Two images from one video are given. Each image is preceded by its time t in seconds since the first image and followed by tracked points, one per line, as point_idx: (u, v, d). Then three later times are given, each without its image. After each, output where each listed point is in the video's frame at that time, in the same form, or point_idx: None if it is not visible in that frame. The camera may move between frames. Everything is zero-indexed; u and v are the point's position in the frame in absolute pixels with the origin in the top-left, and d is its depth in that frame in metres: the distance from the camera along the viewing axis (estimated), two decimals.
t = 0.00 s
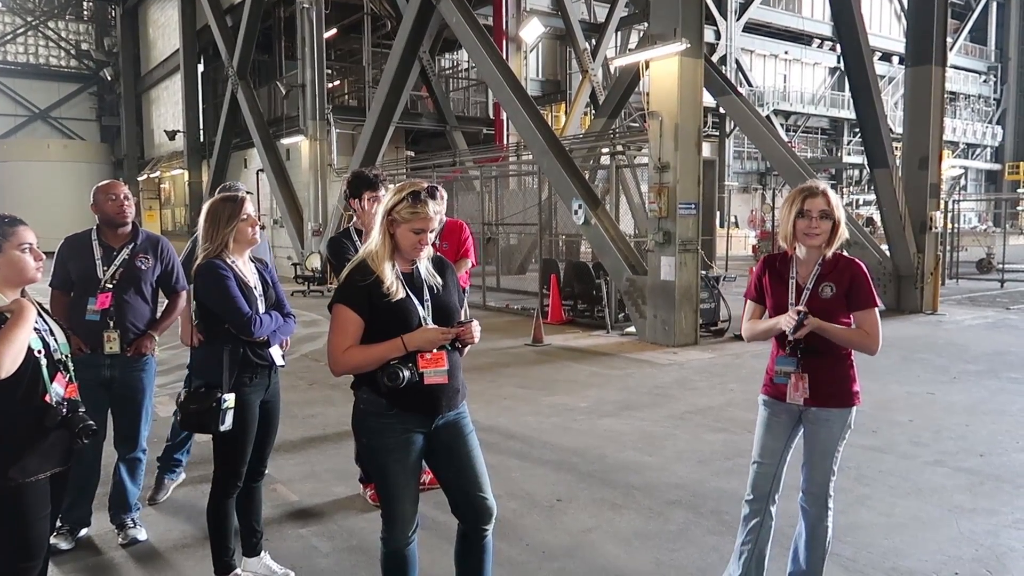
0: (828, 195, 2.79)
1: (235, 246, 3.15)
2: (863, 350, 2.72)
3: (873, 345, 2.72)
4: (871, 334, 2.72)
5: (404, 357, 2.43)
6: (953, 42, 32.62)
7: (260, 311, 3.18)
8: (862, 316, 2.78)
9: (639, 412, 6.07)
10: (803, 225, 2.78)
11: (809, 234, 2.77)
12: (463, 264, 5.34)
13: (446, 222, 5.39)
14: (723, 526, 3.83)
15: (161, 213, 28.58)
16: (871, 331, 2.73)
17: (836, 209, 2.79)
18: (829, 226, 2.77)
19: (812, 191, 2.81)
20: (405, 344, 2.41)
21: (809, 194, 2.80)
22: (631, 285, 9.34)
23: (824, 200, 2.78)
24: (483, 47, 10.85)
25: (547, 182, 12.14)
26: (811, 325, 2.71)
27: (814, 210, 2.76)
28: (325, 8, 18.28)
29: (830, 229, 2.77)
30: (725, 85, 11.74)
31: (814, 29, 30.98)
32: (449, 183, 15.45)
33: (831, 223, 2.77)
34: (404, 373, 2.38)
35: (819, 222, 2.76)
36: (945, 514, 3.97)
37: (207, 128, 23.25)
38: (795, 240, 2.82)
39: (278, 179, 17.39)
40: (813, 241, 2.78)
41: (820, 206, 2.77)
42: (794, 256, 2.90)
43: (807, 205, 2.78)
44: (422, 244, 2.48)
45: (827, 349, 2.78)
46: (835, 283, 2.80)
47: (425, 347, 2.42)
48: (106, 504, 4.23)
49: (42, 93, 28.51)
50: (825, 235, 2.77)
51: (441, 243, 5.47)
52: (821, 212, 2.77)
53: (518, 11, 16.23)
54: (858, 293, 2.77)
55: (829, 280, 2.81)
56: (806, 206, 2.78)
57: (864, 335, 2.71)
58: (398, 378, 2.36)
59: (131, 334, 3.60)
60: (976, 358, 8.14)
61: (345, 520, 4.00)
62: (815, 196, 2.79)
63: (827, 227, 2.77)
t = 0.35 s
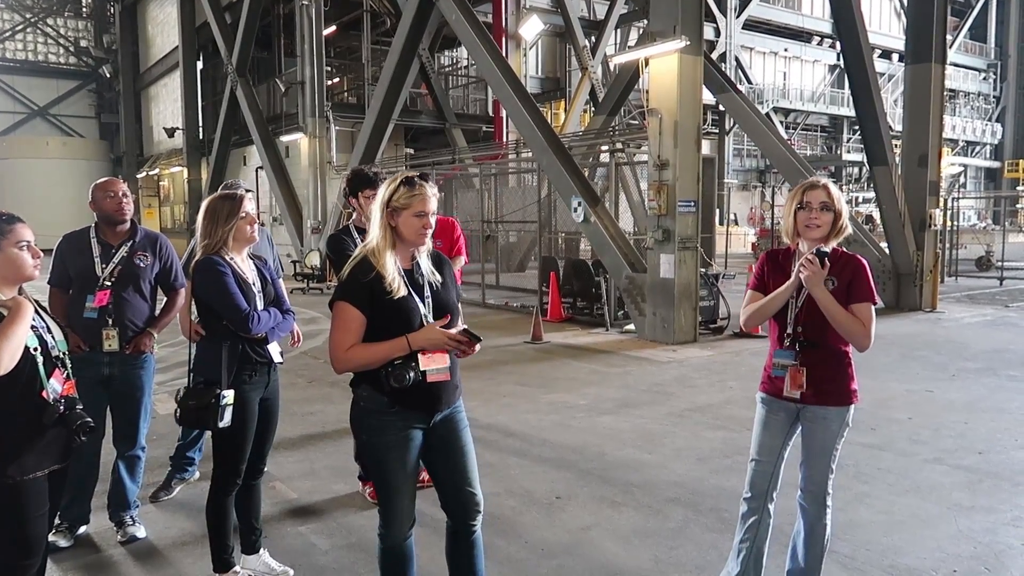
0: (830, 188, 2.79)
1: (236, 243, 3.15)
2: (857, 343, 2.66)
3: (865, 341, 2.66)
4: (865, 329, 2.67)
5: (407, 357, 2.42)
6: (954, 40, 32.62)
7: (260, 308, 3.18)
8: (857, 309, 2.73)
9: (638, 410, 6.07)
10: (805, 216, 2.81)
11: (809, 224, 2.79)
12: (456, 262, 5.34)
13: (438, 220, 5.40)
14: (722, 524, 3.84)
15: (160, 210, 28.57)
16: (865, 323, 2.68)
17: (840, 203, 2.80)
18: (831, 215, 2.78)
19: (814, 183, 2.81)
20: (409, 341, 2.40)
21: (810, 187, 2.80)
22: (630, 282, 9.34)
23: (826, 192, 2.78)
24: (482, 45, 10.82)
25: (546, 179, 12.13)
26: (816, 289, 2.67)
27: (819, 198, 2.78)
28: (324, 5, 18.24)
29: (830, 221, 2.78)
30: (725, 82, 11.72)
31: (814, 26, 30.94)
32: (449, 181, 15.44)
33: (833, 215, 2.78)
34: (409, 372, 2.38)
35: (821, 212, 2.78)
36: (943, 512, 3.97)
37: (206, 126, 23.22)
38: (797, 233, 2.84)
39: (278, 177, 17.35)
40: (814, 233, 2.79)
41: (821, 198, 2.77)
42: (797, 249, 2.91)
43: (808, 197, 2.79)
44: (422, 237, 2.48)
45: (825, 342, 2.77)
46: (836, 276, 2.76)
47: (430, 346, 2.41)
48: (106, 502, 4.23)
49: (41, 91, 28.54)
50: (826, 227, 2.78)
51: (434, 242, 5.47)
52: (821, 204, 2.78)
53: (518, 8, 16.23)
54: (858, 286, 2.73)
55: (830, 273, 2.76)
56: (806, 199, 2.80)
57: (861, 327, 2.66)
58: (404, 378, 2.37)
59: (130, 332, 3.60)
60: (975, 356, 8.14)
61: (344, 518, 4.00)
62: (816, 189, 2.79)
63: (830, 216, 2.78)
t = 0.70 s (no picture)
0: (827, 185, 2.80)
1: (231, 240, 3.15)
2: (849, 339, 2.67)
3: (858, 337, 2.68)
4: (859, 327, 2.67)
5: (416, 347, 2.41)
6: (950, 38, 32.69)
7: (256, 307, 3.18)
8: (852, 307, 2.73)
9: (634, 408, 6.09)
10: (801, 214, 2.82)
11: (806, 222, 2.79)
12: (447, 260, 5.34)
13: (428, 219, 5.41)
14: (718, 522, 3.85)
15: (156, 208, 28.51)
16: (859, 320, 2.69)
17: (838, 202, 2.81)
18: (828, 214, 2.79)
19: (811, 180, 2.82)
20: (421, 326, 2.37)
21: (806, 184, 2.81)
22: (627, 281, 9.35)
23: (821, 190, 2.79)
24: (479, 43, 10.80)
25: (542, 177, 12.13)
26: (813, 283, 2.66)
27: (815, 195, 2.78)
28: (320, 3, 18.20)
29: (826, 219, 2.79)
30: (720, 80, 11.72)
31: (810, 24, 30.96)
32: (445, 179, 15.42)
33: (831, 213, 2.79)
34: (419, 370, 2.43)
35: (817, 209, 2.78)
36: (937, 510, 3.98)
37: (201, 123, 23.17)
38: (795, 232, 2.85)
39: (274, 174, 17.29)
40: (810, 231, 2.79)
41: (817, 195, 2.78)
42: (793, 248, 2.91)
43: (803, 194, 2.80)
44: (420, 227, 2.50)
45: (821, 341, 2.78)
46: (832, 274, 2.77)
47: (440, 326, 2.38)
48: (101, 501, 4.22)
49: (36, 88, 28.43)
50: (821, 225, 2.79)
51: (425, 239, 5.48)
52: (817, 202, 2.79)
53: (514, 6, 16.24)
54: (852, 284, 2.74)
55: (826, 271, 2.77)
56: (803, 195, 2.80)
57: (854, 323, 2.67)
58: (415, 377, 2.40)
59: (125, 330, 3.59)
60: (970, 353, 8.16)
61: (340, 516, 4.00)
62: (812, 186, 2.80)
63: (827, 214, 2.79)
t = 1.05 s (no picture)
0: (816, 187, 2.79)
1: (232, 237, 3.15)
2: (849, 346, 2.69)
3: (858, 344, 2.68)
4: (858, 333, 2.69)
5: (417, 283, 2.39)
6: (946, 38, 32.84)
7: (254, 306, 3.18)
8: (849, 312, 2.73)
9: (631, 408, 6.09)
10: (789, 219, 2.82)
11: (792, 228, 2.80)
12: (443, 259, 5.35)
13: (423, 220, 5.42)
14: (714, 521, 3.85)
15: (152, 207, 28.47)
16: (857, 328, 2.69)
17: (830, 203, 2.78)
18: (816, 217, 2.77)
19: (800, 184, 2.82)
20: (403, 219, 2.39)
21: (795, 188, 2.81)
22: (623, 280, 9.35)
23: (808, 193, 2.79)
24: (476, 43, 10.78)
25: (539, 176, 12.11)
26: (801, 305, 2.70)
27: (799, 200, 2.78)
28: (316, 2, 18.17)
29: (815, 222, 2.77)
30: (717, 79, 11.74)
31: (807, 24, 31.02)
32: (442, 178, 15.43)
33: (822, 216, 2.77)
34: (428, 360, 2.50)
35: (804, 213, 2.77)
36: (933, 509, 4.00)
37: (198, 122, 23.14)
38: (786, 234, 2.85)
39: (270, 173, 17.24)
40: (799, 235, 2.79)
41: (800, 201, 2.78)
42: (789, 250, 2.92)
43: (790, 199, 2.80)
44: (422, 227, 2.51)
45: (817, 343, 2.78)
46: (829, 278, 2.77)
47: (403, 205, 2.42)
48: (97, 500, 4.21)
49: (32, 87, 28.32)
50: (811, 228, 2.78)
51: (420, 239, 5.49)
52: (802, 206, 2.78)
53: (511, 5, 16.23)
54: (849, 288, 2.74)
55: (822, 275, 2.77)
56: (789, 200, 2.81)
57: (852, 330, 2.69)
58: (424, 367, 2.48)
59: (121, 329, 3.58)
60: (965, 353, 8.19)
61: (336, 516, 4.00)
62: (799, 190, 2.80)
63: (814, 219, 2.77)
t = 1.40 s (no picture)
0: (816, 185, 2.82)
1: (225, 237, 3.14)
2: (823, 347, 2.69)
3: (834, 345, 2.68)
4: (833, 335, 2.67)
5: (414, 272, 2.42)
6: (943, 37, 32.91)
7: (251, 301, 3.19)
8: (834, 316, 2.70)
9: (629, 406, 6.10)
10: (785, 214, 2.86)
11: (787, 222, 2.83)
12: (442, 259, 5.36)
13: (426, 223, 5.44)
14: (712, 520, 3.86)
15: (150, 206, 28.46)
16: (835, 332, 2.67)
17: (831, 201, 2.80)
18: (813, 211, 2.79)
19: (802, 182, 2.87)
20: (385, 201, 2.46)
21: (796, 185, 2.87)
22: (621, 279, 9.35)
23: (805, 189, 2.83)
24: (474, 42, 10.77)
25: (536, 175, 12.11)
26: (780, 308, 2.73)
27: (797, 194, 2.84)
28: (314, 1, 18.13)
29: (811, 218, 2.79)
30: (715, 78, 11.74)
31: (805, 23, 31.04)
32: (440, 178, 15.42)
33: (820, 211, 2.79)
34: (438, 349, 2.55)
35: (801, 207, 2.80)
36: (930, 507, 4.00)
37: (195, 121, 23.12)
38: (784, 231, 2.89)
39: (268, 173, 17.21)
40: (792, 230, 2.81)
41: (797, 195, 2.83)
42: (792, 249, 2.96)
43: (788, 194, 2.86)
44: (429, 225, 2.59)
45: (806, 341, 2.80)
46: (819, 279, 2.76)
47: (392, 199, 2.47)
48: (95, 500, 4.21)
49: (29, 86, 28.22)
50: (806, 224, 2.79)
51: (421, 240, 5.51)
52: (799, 201, 2.81)
53: (509, 5, 16.21)
54: (837, 288, 2.71)
55: (813, 276, 2.78)
56: (788, 195, 2.87)
57: (826, 334, 2.68)
58: (433, 356, 2.53)
59: (118, 329, 3.58)
60: (963, 352, 8.20)
61: (334, 515, 4.00)
62: (799, 187, 2.85)
63: (810, 212, 2.79)
